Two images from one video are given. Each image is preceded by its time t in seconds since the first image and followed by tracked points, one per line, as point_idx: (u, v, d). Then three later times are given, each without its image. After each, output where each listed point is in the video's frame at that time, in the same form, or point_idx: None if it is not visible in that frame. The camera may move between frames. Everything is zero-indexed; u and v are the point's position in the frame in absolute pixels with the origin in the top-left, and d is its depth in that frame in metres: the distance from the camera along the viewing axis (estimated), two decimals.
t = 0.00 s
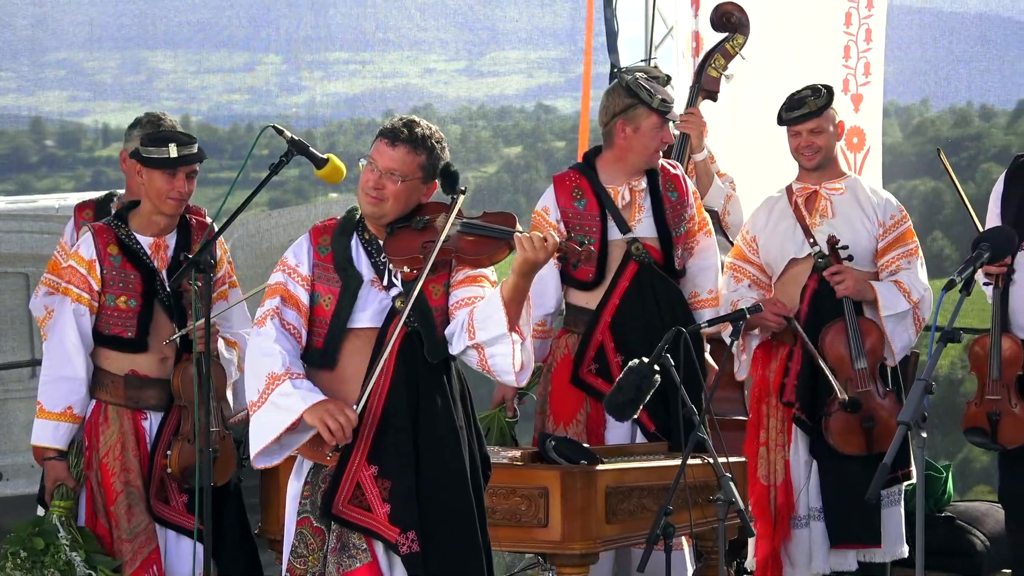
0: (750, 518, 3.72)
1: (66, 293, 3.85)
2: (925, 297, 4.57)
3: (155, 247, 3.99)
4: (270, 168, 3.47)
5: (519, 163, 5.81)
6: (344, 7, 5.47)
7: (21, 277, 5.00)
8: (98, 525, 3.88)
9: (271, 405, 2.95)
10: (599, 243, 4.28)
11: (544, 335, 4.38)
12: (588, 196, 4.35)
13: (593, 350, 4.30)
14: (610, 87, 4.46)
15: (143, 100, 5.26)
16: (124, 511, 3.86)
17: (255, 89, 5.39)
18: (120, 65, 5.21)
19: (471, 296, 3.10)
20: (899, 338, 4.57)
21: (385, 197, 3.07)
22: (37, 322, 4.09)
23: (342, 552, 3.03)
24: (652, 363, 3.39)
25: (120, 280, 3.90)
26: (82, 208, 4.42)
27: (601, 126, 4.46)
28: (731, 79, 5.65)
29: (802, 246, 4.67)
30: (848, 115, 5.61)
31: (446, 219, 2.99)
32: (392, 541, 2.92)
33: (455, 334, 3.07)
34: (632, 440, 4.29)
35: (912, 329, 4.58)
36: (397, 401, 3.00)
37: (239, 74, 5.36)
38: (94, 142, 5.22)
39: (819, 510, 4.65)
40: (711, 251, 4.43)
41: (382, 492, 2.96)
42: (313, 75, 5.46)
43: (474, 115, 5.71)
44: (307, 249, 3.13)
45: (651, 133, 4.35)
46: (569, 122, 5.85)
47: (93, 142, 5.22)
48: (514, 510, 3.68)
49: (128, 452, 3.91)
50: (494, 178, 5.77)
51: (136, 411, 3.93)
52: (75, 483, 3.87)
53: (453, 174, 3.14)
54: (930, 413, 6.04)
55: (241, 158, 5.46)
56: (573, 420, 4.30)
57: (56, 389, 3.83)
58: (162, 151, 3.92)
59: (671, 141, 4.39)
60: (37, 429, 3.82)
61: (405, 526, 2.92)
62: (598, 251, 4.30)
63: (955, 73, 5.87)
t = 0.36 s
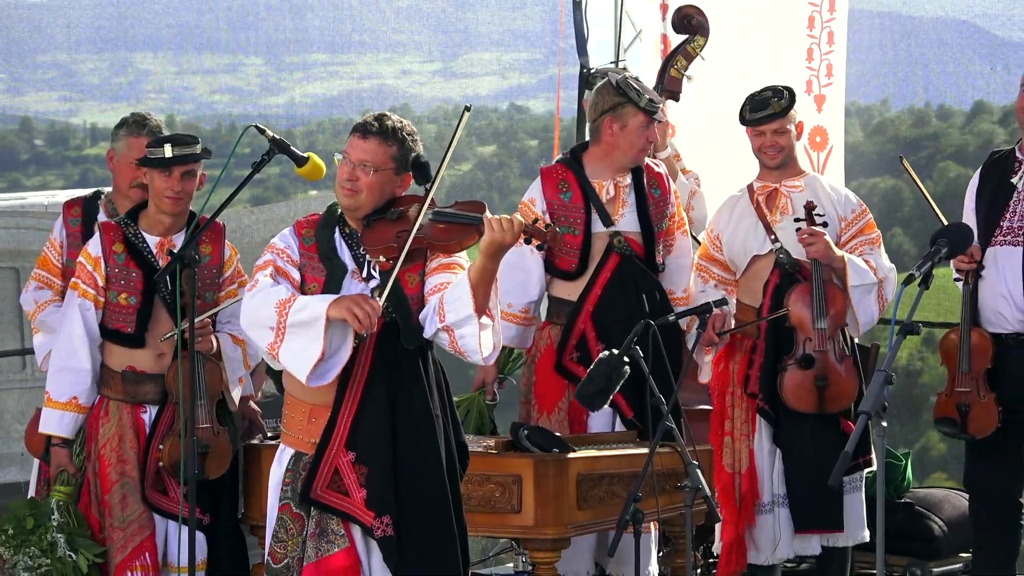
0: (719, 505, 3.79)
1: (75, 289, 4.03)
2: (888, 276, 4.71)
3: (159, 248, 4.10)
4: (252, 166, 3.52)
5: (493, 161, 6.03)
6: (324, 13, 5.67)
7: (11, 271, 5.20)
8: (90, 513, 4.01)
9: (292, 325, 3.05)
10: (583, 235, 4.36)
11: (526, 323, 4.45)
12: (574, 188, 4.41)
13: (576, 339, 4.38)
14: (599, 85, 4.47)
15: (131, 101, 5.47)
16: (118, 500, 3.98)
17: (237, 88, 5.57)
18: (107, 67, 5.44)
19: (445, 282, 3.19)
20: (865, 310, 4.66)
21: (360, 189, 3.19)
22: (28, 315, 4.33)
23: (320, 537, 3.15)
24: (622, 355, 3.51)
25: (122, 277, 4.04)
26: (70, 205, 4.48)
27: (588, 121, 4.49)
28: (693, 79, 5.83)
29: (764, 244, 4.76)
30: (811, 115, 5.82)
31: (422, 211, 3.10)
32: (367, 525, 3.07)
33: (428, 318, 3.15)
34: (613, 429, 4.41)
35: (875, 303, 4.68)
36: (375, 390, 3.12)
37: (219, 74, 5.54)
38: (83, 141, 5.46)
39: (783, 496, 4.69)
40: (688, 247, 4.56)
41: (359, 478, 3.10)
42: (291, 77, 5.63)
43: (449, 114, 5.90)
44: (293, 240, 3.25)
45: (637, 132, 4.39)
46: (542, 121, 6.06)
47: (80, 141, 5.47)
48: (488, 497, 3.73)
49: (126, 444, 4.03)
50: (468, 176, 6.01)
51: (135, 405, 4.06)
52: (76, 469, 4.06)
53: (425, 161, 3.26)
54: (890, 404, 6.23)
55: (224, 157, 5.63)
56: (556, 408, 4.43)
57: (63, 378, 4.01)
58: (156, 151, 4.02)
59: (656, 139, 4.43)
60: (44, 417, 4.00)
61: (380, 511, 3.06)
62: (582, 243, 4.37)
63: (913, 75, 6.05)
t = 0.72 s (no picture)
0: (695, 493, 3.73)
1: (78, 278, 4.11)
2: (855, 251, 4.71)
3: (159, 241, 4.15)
4: (233, 158, 3.48)
5: (472, 154, 6.19)
6: (300, 8, 5.79)
7: None
8: (80, 501, 4.13)
9: (266, 317, 3.13)
10: (562, 228, 4.45)
11: (502, 313, 4.53)
12: (553, 181, 4.50)
13: (555, 329, 4.46)
14: (577, 80, 4.55)
15: (117, 93, 5.56)
16: (106, 487, 4.05)
17: (217, 82, 5.65)
18: (92, 61, 5.52)
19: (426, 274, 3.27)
20: (826, 273, 4.60)
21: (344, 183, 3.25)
22: (16, 302, 4.51)
23: (305, 523, 3.23)
24: (597, 344, 3.55)
25: (120, 268, 4.09)
26: (58, 195, 4.58)
27: (566, 116, 4.56)
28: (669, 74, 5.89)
29: (734, 235, 4.87)
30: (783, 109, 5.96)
31: (404, 205, 3.20)
32: (350, 511, 3.16)
33: (411, 310, 3.25)
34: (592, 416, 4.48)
35: (837, 273, 4.62)
36: (358, 380, 3.21)
37: (202, 68, 5.62)
38: (70, 132, 5.57)
39: (753, 482, 4.77)
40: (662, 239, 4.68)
41: (343, 464, 3.20)
42: (272, 71, 5.74)
43: (428, 108, 6.09)
44: (281, 230, 3.32)
45: (614, 127, 4.46)
46: (520, 114, 6.26)
47: (68, 132, 5.57)
48: (466, 483, 3.73)
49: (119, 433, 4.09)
50: (446, 168, 6.13)
51: (129, 396, 4.11)
52: (71, 454, 4.20)
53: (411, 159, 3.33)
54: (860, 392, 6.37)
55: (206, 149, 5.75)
56: (535, 395, 4.52)
57: (64, 364, 4.09)
58: (156, 146, 4.09)
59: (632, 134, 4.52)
60: (44, 402, 4.08)
61: (362, 497, 3.16)
62: (561, 236, 4.46)
63: (881, 69, 6.21)
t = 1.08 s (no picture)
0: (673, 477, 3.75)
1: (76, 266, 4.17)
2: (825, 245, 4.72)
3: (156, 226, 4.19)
4: (218, 147, 3.48)
5: (455, 143, 6.28)
6: None
7: None
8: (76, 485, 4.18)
9: (250, 310, 3.18)
10: (538, 217, 4.50)
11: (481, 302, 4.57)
12: (528, 171, 4.55)
13: (532, 318, 4.52)
14: (550, 70, 4.60)
15: (102, 82, 5.63)
16: (98, 471, 4.09)
17: (204, 71, 5.71)
18: (77, 50, 5.57)
19: (409, 263, 3.32)
20: (797, 265, 4.60)
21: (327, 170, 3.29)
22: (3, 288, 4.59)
23: (289, 508, 3.27)
24: (577, 331, 3.60)
25: (114, 254, 4.12)
26: (44, 182, 4.64)
27: (540, 106, 4.62)
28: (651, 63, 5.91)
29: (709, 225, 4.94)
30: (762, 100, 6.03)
31: (388, 195, 3.24)
32: (335, 498, 3.21)
33: (393, 298, 3.28)
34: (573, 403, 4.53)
35: (807, 264, 4.63)
36: (343, 368, 3.26)
37: (187, 57, 5.67)
38: (56, 120, 5.64)
39: (728, 468, 4.81)
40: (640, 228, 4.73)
41: (327, 452, 3.24)
42: (256, 61, 5.79)
43: (411, 97, 6.14)
44: (267, 219, 3.37)
45: (587, 116, 4.51)
46: (502, 105, 6.29)
47: (54, 120, 5.64)
48: (448, 468, 3.77)
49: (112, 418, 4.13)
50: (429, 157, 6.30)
51: (122, 381, 4.15)
52: (69, 438, 4.24)
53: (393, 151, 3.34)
54: (837, 379, 6.45)
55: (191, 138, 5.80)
56: (514, 382, 4.57)
57: (62, 350, 4.13)
58: (149, 134, 4.10)
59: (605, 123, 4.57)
60: (44, 387, 4.14)
61: (347, 485, 3.22)
62: (537, 225, 4.51)
63: (859, 61, 6.29)
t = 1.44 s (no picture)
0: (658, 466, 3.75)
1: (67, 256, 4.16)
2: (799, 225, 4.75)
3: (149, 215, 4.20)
4: (203, 138, 3.51)
5: (438, 134, 6.29)
6: None
7: None
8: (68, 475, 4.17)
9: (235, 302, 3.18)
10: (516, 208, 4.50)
11: (465, 293, 4.58)
12: (506, 162, 4.55)
13: (511, 308, 4.52)
14: (525, 60, 4.61)
15: (88, 73, 5.59)
16: (90, 460, 4.09)
17: (191, 62, 5.73)
18: (63, 40, 5.52)
19: (395, 254, 3.32)
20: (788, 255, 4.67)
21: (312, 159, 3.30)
22: None
23: (274, 499, 3.27)
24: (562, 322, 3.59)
25: (105, 243, 4.12)
26: (28, 172, 4.63)
27: (516, 97, 4.64)
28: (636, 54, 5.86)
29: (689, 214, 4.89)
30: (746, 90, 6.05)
31: (375, 185, 3.23)
32: (320, 489, 3.21)
33: (378, 290, 3.28)
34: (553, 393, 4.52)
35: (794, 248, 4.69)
36: (328, 359, 3.27)
37: (172, 48, 5.69)
38: (40, 111, 5.53)
39: (712, 457, 4.81)
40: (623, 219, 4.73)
41: (312, 443, 3.24)
42: (241, 50, 5.80)
43: (396, 89, 6.12)
44: (252, 208, 3.37)
45: (563, 106, 4.53)
46: (487, 95, 6.26)
47: (38, 111, 5.53)
48: (433, 459, 3.77)
49: (102, 408, 4.12)
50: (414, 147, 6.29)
51: (112, 370, 4.14)
52: (60, 427, 4.25)
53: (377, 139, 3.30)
54: (821, 369, 6.47)
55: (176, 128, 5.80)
56: (493, 373, 4.55)
57: (52, 338, 4.12)
58: (141, 124, 4.11)
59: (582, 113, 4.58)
60: (34, 376, 4.13)
61: (332, 476, 3.22)
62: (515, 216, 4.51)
63: (845, 53, 6.27)
